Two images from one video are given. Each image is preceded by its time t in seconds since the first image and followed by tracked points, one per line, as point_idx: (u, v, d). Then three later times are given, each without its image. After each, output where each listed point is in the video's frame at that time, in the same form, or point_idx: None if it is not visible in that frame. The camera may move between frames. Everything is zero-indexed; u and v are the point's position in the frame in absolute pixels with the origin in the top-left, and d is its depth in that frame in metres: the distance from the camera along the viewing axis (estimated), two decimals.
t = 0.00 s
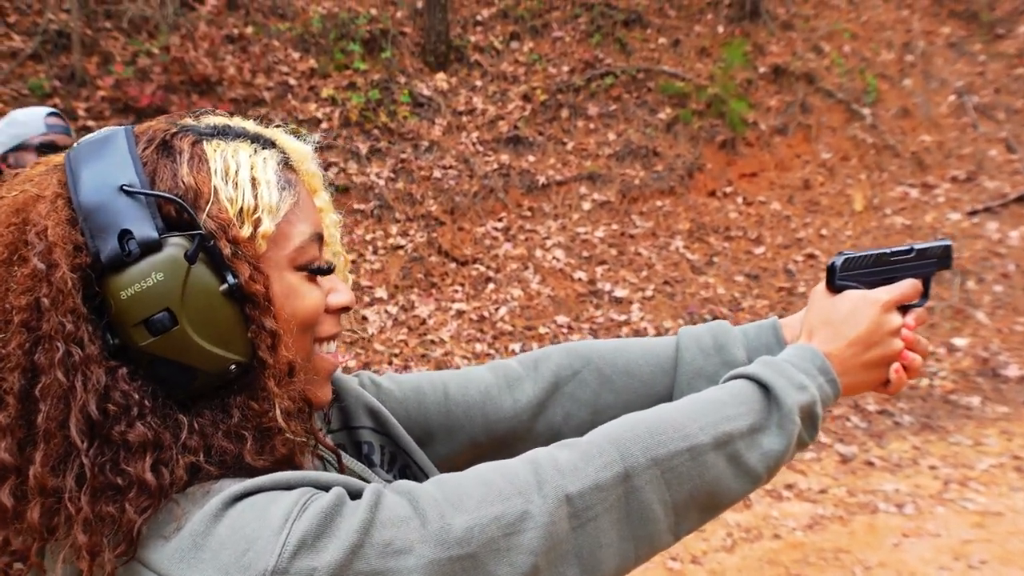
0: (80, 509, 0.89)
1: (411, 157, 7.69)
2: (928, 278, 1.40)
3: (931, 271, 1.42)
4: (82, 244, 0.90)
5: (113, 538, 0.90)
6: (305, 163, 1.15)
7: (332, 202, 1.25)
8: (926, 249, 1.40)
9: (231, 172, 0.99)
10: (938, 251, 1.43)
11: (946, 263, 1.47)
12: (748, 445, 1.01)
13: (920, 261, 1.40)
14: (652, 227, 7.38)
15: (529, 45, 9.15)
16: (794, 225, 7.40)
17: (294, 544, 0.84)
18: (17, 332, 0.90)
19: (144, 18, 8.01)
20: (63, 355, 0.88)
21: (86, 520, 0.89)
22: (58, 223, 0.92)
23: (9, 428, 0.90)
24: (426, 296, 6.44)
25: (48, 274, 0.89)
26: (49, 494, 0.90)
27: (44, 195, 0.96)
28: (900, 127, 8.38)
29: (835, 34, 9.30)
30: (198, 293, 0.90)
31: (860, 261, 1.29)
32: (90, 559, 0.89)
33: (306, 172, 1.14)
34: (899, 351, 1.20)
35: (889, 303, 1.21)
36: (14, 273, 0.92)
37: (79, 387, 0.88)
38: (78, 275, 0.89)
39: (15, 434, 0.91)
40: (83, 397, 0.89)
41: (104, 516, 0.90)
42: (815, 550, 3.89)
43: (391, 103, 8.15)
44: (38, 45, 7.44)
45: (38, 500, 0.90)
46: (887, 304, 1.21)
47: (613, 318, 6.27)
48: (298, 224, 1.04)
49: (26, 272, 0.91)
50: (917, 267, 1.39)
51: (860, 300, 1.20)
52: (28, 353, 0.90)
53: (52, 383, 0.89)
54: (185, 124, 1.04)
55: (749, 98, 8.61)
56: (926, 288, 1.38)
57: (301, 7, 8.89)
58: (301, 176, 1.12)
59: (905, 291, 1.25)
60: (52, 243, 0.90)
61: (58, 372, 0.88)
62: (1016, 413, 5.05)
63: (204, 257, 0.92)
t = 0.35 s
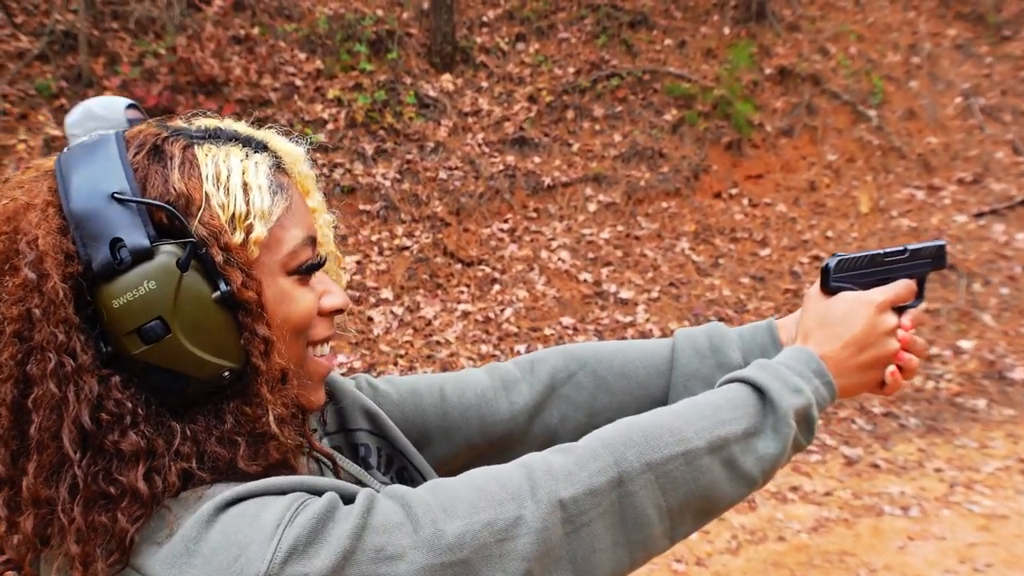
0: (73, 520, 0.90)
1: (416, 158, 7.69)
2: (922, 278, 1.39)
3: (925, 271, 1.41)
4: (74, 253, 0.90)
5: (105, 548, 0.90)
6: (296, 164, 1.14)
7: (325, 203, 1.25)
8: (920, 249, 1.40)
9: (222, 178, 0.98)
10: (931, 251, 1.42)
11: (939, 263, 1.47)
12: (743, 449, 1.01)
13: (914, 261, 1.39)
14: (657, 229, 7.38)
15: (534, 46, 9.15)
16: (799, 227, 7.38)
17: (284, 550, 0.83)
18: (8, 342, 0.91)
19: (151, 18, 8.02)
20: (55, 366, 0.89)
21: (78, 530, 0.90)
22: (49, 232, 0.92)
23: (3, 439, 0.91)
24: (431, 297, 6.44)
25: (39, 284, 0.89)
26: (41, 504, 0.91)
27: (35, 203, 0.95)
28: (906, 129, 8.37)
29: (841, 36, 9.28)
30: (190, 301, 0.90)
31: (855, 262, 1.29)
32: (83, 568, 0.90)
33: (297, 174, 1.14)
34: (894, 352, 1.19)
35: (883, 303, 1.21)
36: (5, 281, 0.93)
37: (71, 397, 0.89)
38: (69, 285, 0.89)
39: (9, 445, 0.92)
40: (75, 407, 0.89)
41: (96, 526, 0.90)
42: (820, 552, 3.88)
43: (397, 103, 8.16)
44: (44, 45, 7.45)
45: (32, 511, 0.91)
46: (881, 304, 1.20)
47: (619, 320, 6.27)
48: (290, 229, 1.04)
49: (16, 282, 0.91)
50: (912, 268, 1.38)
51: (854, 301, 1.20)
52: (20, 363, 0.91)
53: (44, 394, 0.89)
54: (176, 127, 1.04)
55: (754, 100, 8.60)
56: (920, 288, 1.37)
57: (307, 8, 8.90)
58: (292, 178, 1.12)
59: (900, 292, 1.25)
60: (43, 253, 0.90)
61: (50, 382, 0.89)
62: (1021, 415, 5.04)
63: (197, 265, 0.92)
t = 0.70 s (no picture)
0: (73, 519, 0.90)
1: (429, 156, 7.70)
2: (927, 283, 1.38)
3: (931, 275, 1.40)
4: (72, 254, 0.91)
5: (106, 547, 0.90)
6: (294, 161, 1.15)
7: (323, 201, 1.26)
8: (925, 253, 1.39)
9: (219, 177, 0.99)
10: (937, 255, 1.41)
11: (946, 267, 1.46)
12: (747, 453, 1.00)
13: (919, 265, 1.38)
14: (670, 227, 7.35)
15: (547, 44, 9.14)
16: (812, 225, 7.34)
17: (284, 551, 0.83)
18: (9, 345, 0.92)
19: (165, 17, 8.05)
20: (55, 366, 0.89)
21: (78, 530, 0.90)
22: (48, 233, 0.92)
23: (4, 440, 0.92)
24: (443, 295, 6.43)
25: (37, 285, 0.90)
26: (42, 504, 0.91)
27: (33, 205, 0.96)
28: (920, 128, 8.33)
29: (855, 34, 9.25)
30: (189, 300, 0.91)
31: (859, 267, 1.28)
32: (83, 566, 0.90)
33: (296, 171, 1.15)
34: (900, 356, 1.19)
35: (888, 307, 1.20)
36: (4, 284, 0.94)
37: (70, 397, 0.89)
38: (68, 286, 0.90)
39: (9, 446, 0.92)
40: (75, 406, 0.89)
41: (96, 525, 0.91)
42: (831, 552, 3.87)
43: (409, 102, 8.17)
44: (59, 44, 7.47)
45: (32, 511, 0.92)
46: (886, 308, 1.20)
47: (631, 318, 6.26)
48: (288, 226, 1.05)
49: (16, 284, 0.92)
50: (917, 272, 1.38)
51: (859, 305, 1.20)
52: (20, 364, 0.92)
53: (43, 394, 0.90)
54: (174, 126, 1.05)
55: (768, 98, 8.58)
56: (926, 293, 1.36)
57: (320, 6, 8.90)
58: (291, 174, 1.13)
59: (904, 296, 1.24)
60: (41, 254, 0.91)
61: (50, 383, 0.89)
62: None
63: (195, 264, 0.92)
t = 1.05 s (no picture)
0: (74, 513, 0.90)
1: (449, 151, 7.71)
2: (943, 273, 1.36)
3: (946, 265, 1.37)
4: (74, 247, 0.90)
5: (106, 540, 0.90)
6: (298, 153, 1.14)
7: (328, 191, 1.25)
8: (940, 243, 1.36)
9: (223, 169, 0.98)
10: (952, 244, 1.38)
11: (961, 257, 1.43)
12: (755, 447, 0.99)
13: (934, 255, 1.36)
14: (690, 223, 7.31)
15: (568, 39, 9.13)
16: (834, 222, 7.24)
17: (281, 545, 0.83)
18: (11, 338, 0.91)
19: (186, 11, 8.11)
20: (57, 360, 0.89)
21: (79, 524, 0.90)
22: (49, 226, 0.92)
23: (7, 433, 0.92)
24: (462, 290, 6.44)
25: (39, 278, 0.89)
26: (43, 498, 0.91)
27: (35, 198, 0.96)
28: (943, 124, 8.16)
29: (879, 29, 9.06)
30: (191, 293, 0.90)
31: (873, 258, 1.27)
32: (83, 560, 0.89)
33: (300, 162, 1.14)
34: (915, 348, 1.17)
35: (902, 298, 1.19)
36: (6, 275, 0.93)
37: (73, 391, 0.89)
38: (70, 279, 0.89)
39: (12, 439, 0.92)
40: (77, 400, 0.89)
41: (97, 518, 0.90)
42: (849, 550, 3.84)
43: (430, 96, 8.18)
44: (82, 38, 7.50)
45: (33, 504, 0.91)
46: (900, 299, 1.19)
47: (650, 314, 6.23)
48: (293, 219, 1.04)
49: (17, 276, 0.91)
50: (931, 262, 1.35)
51: (874, 296, 1.18)
52: (23, 358, 0.91)
53: (46, 387, 0.89)
54: (177, 119, 1.04)
55: (789, 93, 8.54)
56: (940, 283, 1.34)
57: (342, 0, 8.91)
58: (295, 166, 1.12)
59: (918, 288, 1.22)
60: (43, 247, 0.90)
61: (52, 376, 0.89)
62: None
63: (198, 257, 0.92)
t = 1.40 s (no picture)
0: (77, 506, 0.90)
1: (466, 148, 7.72)
2: (949, 275, 1.36)
3: (952, 267, 1.37)
4: (79, 241, 0.91)
5: (108, 533, 0.90)
6: (302, 149, 1.15)
7: (328, 188, 1.26)
8: (946, 245, 1.36)
9: (228, 165, 0.98)
10: (958, 246, 1.38)
11: (968, 257, 1.42)
12: (758, 449, 0.98)
13: (941, 257, 1.36)
14: (708, 220, 7.27)
15: (585, 36, 9.12)
16: (852, 220, 7.18)
17: (282, 542, 0.83)
18: (15, 330, 0.90)
19: (206, 8, 8.16)
20: (62, 353, 0.89)
21: (82, 516, 0.89)
22: (55, 221, 0.92)
23: (10, 426, 0.91)
24: (478, 286, 6.45)
25: (45, 271, 0.89)
26: (46, 490, 0.91)
27: (41, 191, 0.96)
28: (963, 122, 7.96)
29: (899, 26, 8.88)
30: (196, 288, 0.91)
31: (877, 260, 1.27)
32: (84, 553, 0.89)
33: (304, 159, 1.15)
34: (919, 350, 1.17)
35: (907, 300, 1.18)
36: (10, 269, 0.92)
37: (78, 384, 0.89)
38: (75, 274, 0.90)
39: (15, 430, 0.91)
40: (81, 393, 0.89)
41: (99, 512, 0.90)
42: (864, 550, 3.82)
43: (447, 92, 8.20)
44: (101, 34, 7.52)
45: (36, 497, 0.90)
46: (905, 302, 1.18)
47: (666, 311, 6.20)
48: (297, 215, 1.04)
49: (23, 268, 0.90)
50: (937, 264, 1.35)
51: (878, 299, 1.17)
52: (28, 350, 0.90)
53: (52, 380, 0.89)
54: (182, 114, 1.05)
55: (808, 91, 8.50)
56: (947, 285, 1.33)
57: None
58: (299, 163, 1.13)
59: (923, 289, 1.21)
60: (48, 240, 0.90)
61: (57, 369, 0.89)
62: None
63: (203, 252, 0.92)
